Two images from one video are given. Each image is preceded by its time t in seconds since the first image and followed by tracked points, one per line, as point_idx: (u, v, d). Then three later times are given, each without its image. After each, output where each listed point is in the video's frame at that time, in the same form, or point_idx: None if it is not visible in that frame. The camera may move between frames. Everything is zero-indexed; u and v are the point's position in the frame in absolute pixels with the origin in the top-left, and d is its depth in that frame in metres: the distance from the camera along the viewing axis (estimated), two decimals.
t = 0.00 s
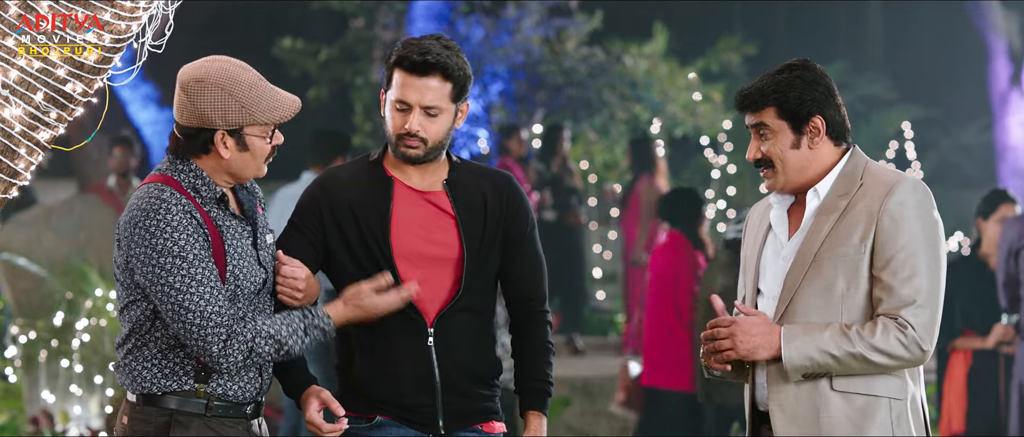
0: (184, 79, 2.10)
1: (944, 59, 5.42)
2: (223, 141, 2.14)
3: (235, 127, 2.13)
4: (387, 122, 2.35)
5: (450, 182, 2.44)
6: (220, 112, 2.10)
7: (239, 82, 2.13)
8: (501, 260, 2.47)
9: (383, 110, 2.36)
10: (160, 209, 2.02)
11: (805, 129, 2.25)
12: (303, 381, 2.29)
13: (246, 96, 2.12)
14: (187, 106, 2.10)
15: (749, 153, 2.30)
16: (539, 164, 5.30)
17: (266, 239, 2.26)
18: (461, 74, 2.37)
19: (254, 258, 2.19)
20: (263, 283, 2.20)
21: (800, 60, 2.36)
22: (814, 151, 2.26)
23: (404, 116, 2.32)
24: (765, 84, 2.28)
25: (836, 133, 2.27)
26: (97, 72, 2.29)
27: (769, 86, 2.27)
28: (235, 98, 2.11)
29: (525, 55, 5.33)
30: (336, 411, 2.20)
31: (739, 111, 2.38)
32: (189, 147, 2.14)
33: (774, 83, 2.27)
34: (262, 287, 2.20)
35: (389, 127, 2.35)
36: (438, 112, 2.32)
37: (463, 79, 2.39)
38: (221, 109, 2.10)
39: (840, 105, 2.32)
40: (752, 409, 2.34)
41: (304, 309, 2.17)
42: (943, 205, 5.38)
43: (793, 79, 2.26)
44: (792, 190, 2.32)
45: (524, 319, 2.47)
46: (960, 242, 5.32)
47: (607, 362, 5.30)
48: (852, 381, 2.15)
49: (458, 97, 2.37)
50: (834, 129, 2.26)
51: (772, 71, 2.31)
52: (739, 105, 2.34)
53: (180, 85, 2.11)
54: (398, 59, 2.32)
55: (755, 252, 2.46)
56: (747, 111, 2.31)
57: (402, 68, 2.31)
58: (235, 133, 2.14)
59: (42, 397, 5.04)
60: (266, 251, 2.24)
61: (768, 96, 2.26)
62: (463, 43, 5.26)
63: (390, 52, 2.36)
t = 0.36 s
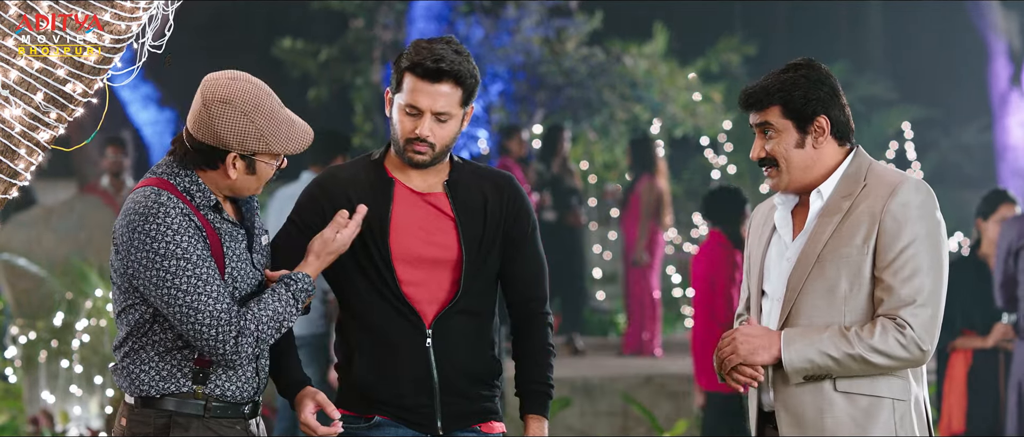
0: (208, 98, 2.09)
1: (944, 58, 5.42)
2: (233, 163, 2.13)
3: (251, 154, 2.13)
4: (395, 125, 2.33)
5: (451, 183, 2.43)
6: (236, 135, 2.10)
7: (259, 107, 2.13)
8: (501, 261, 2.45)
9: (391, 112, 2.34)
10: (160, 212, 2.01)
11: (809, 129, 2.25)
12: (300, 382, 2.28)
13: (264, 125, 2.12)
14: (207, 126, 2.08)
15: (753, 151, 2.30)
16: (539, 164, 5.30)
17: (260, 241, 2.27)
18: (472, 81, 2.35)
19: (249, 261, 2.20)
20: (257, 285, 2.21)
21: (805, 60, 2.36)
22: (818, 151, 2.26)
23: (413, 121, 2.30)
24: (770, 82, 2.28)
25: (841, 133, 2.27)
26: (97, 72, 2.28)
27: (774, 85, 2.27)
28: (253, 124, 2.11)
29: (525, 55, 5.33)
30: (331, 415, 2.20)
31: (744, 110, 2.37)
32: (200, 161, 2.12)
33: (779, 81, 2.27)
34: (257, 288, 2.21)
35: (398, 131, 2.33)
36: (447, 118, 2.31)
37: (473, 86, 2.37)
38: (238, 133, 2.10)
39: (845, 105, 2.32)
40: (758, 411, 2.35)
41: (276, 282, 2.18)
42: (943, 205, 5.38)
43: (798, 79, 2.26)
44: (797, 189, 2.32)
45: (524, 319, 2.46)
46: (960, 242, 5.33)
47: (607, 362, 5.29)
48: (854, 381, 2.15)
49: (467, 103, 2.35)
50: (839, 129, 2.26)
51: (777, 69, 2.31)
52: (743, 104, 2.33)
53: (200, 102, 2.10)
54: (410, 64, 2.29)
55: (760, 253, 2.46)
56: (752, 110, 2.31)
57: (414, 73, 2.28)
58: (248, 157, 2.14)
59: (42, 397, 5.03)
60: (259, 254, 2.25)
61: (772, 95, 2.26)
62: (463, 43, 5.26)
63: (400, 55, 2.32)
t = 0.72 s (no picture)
0: (161, 62, 2.00)
1: (944, 59, 5.42)
2: (205, 108, 1.98)
3: (217, 91, 1.99)
4: (394, 131, 2.16)
5: (448, 184, 2.28)
6: (196, 77, 1.97)
7: (214, 52, 2.02)
8: (496, 265, 2.32)
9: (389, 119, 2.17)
10: (155, 199, 1.88)
11: (813, 126, 2.25)
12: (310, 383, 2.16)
13: (224, 61, 2.00)
14: (168, 82, 1.98)
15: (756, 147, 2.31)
16: (539, 164, 5.29)
17: (265, 235, 2.08)
18: (473, 88, 2.17)
19: (253, 253, 2.02)
20: (264, 279, 2.03)
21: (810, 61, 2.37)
22: (821, 149, 2.26)
23: (413, 129, 2.13)
24: (776, 78, 2.30)
25: (845, 133, 2.27)
26: (97, 72, 2.27)
27: (779, 80, 2.29)
28: (210, 63, 1.99)
29: (525, 55, 5.33)
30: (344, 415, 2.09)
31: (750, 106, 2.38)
32: (175, 124, 2.00)
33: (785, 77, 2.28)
34: (264, 282, 2.03)
35: (397, 138, 2.15)
36: (449, 125, 2.13)
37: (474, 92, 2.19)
38: (196, 74, 1.97)
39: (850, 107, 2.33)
40: (759, 410, 2.35)
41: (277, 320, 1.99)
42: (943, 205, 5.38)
43: (804, 75, 2.27)
44: (798, 188, 2.33)
45: (516, 322, 2.31)
46: (960, 242, 5.33)
47: (608, 362, 5.29)
48: (855, 382, 2.15)
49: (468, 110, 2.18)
50: (843, 129, 2.26)
51: (784, 67, 2.32)
52: (749, 99, 2.34)
53: (157, 69, 2.01)
54: (411, 74, 2.11)
55: (761, 254, 2.45)
56: (757, 105, 2.32)
57: (412, 82, 2.11)
58: (216, 97, 1.99)
59: (42, 397, 5.03)
60: (266, 246, 2.07)
61: (777, 90, 2.27)
62: (463, 43, 5.26)
63: (398, 63, 2.13)
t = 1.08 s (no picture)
0: (169, 60, 2.11)
1: (944, 59, 5.42)
2: (204, 118, 2.10)
3: (218, 102, 2.10)
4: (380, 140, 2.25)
5: (441, 184, 2.36)
6: (198, 85, 2.08)
7: (221, 60, 2.12)
8: (491, 263, 2.39)
9: (373, 128, 2.26)
10: (144, 204, 2.00)
11: (815, 124, 2.26)
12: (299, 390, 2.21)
13: (227, 72, 2.11)
14: (172, 85, 2.10)
15: (755, 139, 2.31)
16: (539, 165, 5.30)
17: (259, 238, 2.20)
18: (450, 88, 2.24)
19: (246, 254, 2.13)
20: (257, 280, 2.15)
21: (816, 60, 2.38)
22: (822, 147, 2.27)
23: (397, 137, 2.21)
24: (785, 72, 2.31)
25: (847, 134, 2.27)
26: (97, 73, 2.27)
27: (788, 74, 2.30)
28: (214, 72, 2.10)
29: (525, 56, 5.32)
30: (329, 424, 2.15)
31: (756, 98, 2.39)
32: (174, 128, 2.12)
33: (793, 72, 2.30)
34: (256, 284, 2.15)
35: (384, 147, 2.24)
36: (432, 128, 2.21)
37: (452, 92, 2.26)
38: (199, 82, 2.08)
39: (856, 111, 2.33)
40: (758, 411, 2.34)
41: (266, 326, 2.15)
42: (942, 206, 5.39)
43: (812, 72, 2.28)
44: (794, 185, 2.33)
45: (514, 323, 2.38)
46: (960, 243, 5.33)
47: (608, 363, 5.29)
48: (853, 382, 2.15)
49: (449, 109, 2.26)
50: (846, 130, 2.26)
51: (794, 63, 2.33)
52: (756, 90, 2.36)
53: (165, 66, 2.12)
54: (384, 86, 2.19)
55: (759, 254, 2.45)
56: (762, 97, 2.33)
57: (389, 92, 2.18)
58: (215, 108, 2.10)
59: (41, 398, 5.04)
60: (260, 249, 2.19)
61: (784, 85, 2.29)
62: (463, 44, 5.26)
63: (373, 76, 2.22)
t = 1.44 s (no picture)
0: (166, 66, 2.20)
1: (944, 60, 5.42)
2: (200, 124, 2.19)
3: (214, 109, 2.19)
4: (368, 142, 2.32)
5: (431, 184, 2.43)
6: (194, 92, 2.17)
7: (216, 66, 2.21)
8: (481, 261, 2.45)
9: (360, 131, 2.33)
10: (136, 209, 2.06)
11: (821, 120, 2.36)
12: (292, 396, 2.25)
13: (223, 80, 2.19)
14: (168, 92, 2.19)
15: (759, 124, 2.42)
16: (539, 165, 5.31)
17: (254, 241, 2.27)
18: (434, 88, 2.32)
19: (238, 258, 2.20)
20: (249, 283, 2.22)
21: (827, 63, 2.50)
22: (824, 144, 2.37)
23: (385, 137, 2.29)
24: (801, 65, 2.42)
25: (848, 136, 2.38)
26: (97, 73, 2.27)
27: (805, 67, 2.41)
28: (210, 79, 2.19)
29: (525, 56, 5.33)
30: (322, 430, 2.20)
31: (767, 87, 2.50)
32: (172, 133, 2.21)
33: (808, 66, 2.41)
34: (248, 287, 2.22)
35: (372, 148, 2.32)
36: (418, 128, 2.29)
37: (435, 93, 2.34)
38: (195, 89, 2.17)
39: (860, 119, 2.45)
40: (757, 413, 2.39)
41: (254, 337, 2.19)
42: (942, 206, 5.38)
43: (824, 69, 2.39)
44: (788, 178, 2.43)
45: (499, 321, 2.46)
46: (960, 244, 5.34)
47: (608, 363, 5.31)
48: (850, 382, 2.19)
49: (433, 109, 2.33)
50: (848, 131, 2.37)
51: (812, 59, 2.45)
52: (769, 79, 2.46)
53: (162, 72, 2.21)
54: (370, 87, 2.27)
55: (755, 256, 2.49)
56: (774, 86, 2.44)
57: (374, 94, 2.26)
58: (212, 115, 2.19)
59: (42, 398, 5.05)
60: (254, 253, 2.25)
61: (796, 77, 2.39)
62: (463, 44, 5.27)
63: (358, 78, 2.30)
